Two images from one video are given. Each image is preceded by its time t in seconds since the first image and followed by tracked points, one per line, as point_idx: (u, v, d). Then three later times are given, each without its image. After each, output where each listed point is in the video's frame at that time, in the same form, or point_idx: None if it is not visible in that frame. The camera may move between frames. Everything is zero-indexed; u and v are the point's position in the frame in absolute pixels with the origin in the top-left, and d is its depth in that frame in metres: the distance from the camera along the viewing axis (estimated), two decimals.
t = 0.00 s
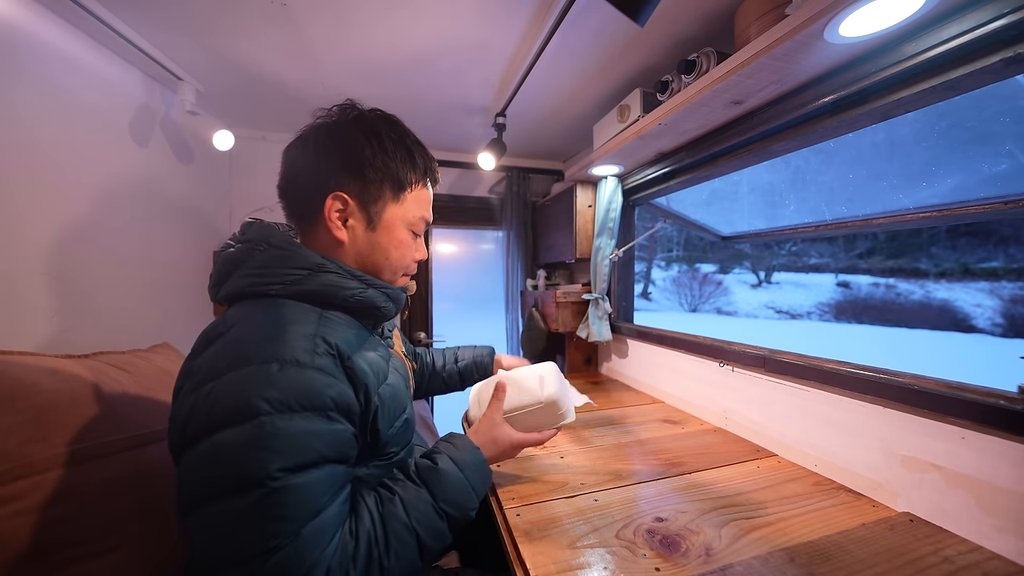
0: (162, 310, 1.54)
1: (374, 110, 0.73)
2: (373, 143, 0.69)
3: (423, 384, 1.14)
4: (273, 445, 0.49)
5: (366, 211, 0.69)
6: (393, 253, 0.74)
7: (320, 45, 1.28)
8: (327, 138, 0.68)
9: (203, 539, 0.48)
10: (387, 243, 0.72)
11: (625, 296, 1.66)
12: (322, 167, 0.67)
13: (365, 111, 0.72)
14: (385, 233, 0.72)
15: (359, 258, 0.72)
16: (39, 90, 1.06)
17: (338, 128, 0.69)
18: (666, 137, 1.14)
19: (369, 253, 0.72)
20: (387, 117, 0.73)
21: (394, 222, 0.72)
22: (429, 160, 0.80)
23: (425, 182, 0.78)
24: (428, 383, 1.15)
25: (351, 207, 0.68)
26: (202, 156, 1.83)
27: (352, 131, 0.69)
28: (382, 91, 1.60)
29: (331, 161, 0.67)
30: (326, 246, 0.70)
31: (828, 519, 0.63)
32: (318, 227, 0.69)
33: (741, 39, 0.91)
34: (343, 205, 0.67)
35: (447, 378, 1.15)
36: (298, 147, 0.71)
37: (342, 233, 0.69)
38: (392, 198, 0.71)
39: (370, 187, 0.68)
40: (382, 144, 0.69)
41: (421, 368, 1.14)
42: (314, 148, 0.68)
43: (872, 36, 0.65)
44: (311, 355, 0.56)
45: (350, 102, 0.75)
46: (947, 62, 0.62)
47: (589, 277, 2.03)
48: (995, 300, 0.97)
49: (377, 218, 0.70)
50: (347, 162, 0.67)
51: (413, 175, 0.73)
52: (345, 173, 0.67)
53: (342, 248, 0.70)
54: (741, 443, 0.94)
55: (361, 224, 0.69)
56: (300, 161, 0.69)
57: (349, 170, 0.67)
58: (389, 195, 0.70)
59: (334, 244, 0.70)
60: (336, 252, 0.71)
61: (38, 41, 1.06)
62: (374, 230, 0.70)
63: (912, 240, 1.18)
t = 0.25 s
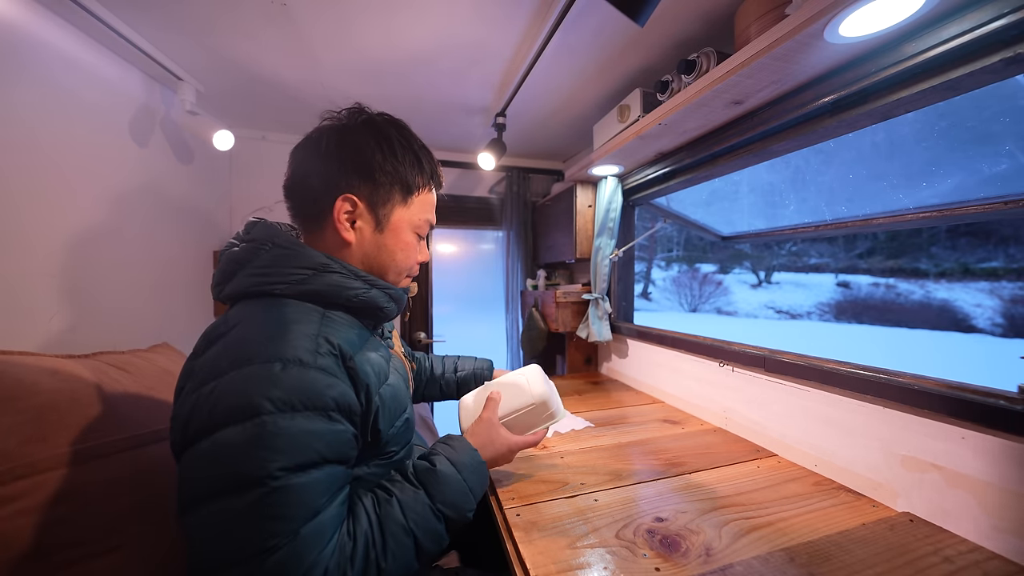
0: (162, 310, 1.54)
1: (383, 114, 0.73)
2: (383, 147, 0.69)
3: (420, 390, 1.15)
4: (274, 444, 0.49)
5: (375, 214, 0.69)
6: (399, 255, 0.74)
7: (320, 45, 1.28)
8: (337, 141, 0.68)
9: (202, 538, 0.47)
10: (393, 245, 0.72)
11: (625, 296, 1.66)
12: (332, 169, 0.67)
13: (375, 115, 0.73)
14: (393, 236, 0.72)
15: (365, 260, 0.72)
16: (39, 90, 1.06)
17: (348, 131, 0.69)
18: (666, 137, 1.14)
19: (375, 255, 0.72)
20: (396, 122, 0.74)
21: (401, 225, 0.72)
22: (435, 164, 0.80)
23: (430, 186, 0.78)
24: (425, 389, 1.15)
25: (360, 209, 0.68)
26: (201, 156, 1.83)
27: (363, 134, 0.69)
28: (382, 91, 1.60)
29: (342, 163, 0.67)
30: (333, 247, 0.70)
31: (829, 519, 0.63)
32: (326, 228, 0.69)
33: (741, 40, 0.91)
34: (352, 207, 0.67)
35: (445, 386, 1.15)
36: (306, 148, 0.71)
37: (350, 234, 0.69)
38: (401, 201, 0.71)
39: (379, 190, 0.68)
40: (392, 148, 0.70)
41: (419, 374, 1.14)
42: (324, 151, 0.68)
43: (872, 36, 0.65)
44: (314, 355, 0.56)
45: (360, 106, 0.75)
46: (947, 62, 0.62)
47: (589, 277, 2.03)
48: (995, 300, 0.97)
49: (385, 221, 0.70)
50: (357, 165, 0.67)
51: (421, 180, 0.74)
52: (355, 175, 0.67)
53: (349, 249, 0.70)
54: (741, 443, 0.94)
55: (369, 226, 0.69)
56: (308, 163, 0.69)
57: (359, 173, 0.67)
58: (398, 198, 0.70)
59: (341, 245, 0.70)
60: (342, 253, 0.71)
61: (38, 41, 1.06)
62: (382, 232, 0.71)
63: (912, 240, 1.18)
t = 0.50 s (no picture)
0: (162, 310, 1.54)
1: (384, 115, 0.74)
2: (382, 147, 0.69)
3: (424, 394, 1.14)
4: (276, 438, 0.49)
5: (372, 212, 0.69)
6: (396, 254, 0.74)
7: (320, 45, 1.28)
8: (335, 141, 0.69)
9: (203, 533, 0.47)
10: (390, 244, 0.72)
11: (625, 296, 1.66)
12: (330, 168, 0.67)
13: (374, 115, 0.73)
14: (389, 234, 0.72)
15: (362, 258, 0.72)
16: (39, 90, 1.06)
17: (347, 131, 0.69)
18: (666, 137, 1.14)
19: (371, 253, 0.72)
20: (397, 123, 0.74)
21: (398, 223, 0.72)
22: (435, 166, 0.80)
23: (430, 187, 0.78)
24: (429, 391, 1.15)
25: (357, 207, 0.68)
26: (201, 156, 1.83)
27: (361, 134, 0.69)
28: (382, 91, 1.60)
29: (340, 162, 0.67)
30: (330, 245, 0.70)
31: (829, 519, 0.63)
32: (324, 227, 0.70)
33: (741, 40, 0.91)
34: (349, 205, 0.67)
35: (450, 389, 1.15)
36: (306, 148, 0.71)
37: (347, 232, 0.69)
38: (398, 200, 0.71)
39: (376, 188, 0.68)
40: (390, 147, 0.70)
41: (423, 378, 1.14)
42: (322, 150, 0.69)
43: (872, 36, 0.65)
44: (315, 351, 0.57)
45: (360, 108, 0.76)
46: (947, 62, 0.62)
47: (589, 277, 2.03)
48: (995, 300, 0.97)
49: (382, 219, 0.70)
50: (354, 163, 0.67)
51: (420, 180, 0.74)
52: (352, 174, 0.67)
53: (346, 247, 0.70)
54: (741, 443, 0.94)
55: (366, 224, 0.69)
56: (307, 163, 0.69)
57: (357, 172, 0.67)
58: (395, 197, 0.70)
59: (338, 242, 0.70)
60: (339, 251, 0.71)
61: (38, 41, 1.06)
62: (379, 230, 0.70)
63: (912, 240, 1.18)
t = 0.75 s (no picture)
0: (162, 310, 1.54)
1: (386, 117, 0.74)
2: (386, 148, 0.69)
3: (433, 393, 1.15)
4: (276, 438, 0.49)
5: (375, 214, 0.69)
6: (399, 255, 0.74)
7: (320, 44, 1.28)
8: (337, 142, 0.69)
9: (202, 534, 0.47)
10: (393, 245, 0.72)
11: (625, 296, 1.66)
12: (333, 169, 0.67)
13: (376, 117, 0.73)
14: (393, 236, 0.72)
15: (366, 259, 0.72)
16: (39, 90, 1.06)
17: (349, 132, 0.69)
18: (666, 137, 1.14)
19: (375, 255, 0.72)
20: (398, 124, 0.74)
21: (402, 225, 0.72)
22: (436, 167, 0.81)
23: (432, 188, 0.78)
24: (437, 390, 1.15)
25: (361, 209, 0.68)
26: (201, 156, 1.83)
27: (364, 136, 0.69)
28: (382, 91, 1.61)
29: (344, 163, 0.67)
30: (334, 247, 0.70)
31: (829, 519, 0.63)
32: (327, 229, 0.69)
33: (741, 40, 0.91)
34: (353, 207, 0.67)
35: (457, 387, 1.15)
36: (308, 149, 0.71)
37: (351, 234, 0.69)
38: (402, 201, 0.71)
39: (380, 189, 0.68)
40: (393, 149, 0.70)
41: (429, 378, 1.14)
42: (325, 152, 0.68)
43: (872, 36, 0.65)
44: (314, 351, 0.57)
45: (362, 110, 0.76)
46: (947, 62, 0.62)
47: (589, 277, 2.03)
48: (995, 300, 0.97)
49: (386, 221, 0.70)
50: (358, 165, 0.67)
51: (423, 181, 0.74)
52: (356, 176, 0.67)
53: (349, 249, 0.70)
54: (741, 443, 0.94)
55: (370, 226, 0.69)
56: (310, 164, 0.69)
57: (361, 173, 0.67)
58: (398, 198, 0.70)
59: (341, 244, 0.70)
60: (342, 252, 0.71)
61: (39, 41, 1.06)
62: (382, 232, 0.71)
63: (912, 240, 1.18)
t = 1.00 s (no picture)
0: (162, 310, 1.54)
1: (385, 116, 0.74)
2: (386, 147, 0.69)
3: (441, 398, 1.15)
4: (272, 439, 0.49)
5: (377, 214, 0.69)
6: (401, 255, 0.74)
7: (320, 45, 1.28)
8: (338, 142, 0.69)
9: (199, 536, 0.47)
10: (395, 245, 0.72)
11: (625, 296, 1.66)
12: (334, 169, 0.67)
13: (376, 116, 0.73)
14: (395, 237, 0.72)
15: (368, 260, 0.72)
16: (39, 90, 1.06)
17: (350, 132, 0.69)
18: (666, 137, 1.14)
19: (377, 255, 0.72)
20: (398, 123, 0.74)
21: (403, 225, 0.72)
22: (437, 166, 0.81)
23: (432, 187, 0.78)
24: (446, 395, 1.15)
25: (363, 209, 0.68)
26: (201, 156, 1.83)
27: (365, 136, 0.69)
28: (382, 91, 1.61)
29: (345, 163, 0.67)
30: (335, 248, 0.70)
31: (829, 519, 0.63)
32: (329, 229, 0.69)
33: (741, 40, 0.91)
34: (355, 207, 0.67)
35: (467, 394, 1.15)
36: (308, 149, 0.71)
37: (353, 234, 0.69)
38: (403, 201, 0.71)
39: (382, 189, 0.68)
40: (394, 149, 0.70)
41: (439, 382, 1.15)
42: (326, 152, 0.68)
43: (872, 36, 0.65)
44: (312, 352, 0.57)
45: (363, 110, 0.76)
46: (947, 62, 0.62)
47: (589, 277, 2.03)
48: (995, 300, 0.97)
49: (388, 221, 0.70)
50: (359, 165, 0.67)
51: (423, 181, 0.74)
52: (358, 175, 0.67)
53: (352, 249, 0.70)
54: (741, 443, 0.94)
55: (372, 226, 0.69)
56: (311, 165, 0.69)
57: (362, 173, 0.67)
58: (400, 198, 0.71)
59: (343, 245, 0.70)
60: (344, 253, 0.71)
61: (39, 42, 1.06)
62: (384, 232, 0.70)
63: (912, 240, 1.18)
